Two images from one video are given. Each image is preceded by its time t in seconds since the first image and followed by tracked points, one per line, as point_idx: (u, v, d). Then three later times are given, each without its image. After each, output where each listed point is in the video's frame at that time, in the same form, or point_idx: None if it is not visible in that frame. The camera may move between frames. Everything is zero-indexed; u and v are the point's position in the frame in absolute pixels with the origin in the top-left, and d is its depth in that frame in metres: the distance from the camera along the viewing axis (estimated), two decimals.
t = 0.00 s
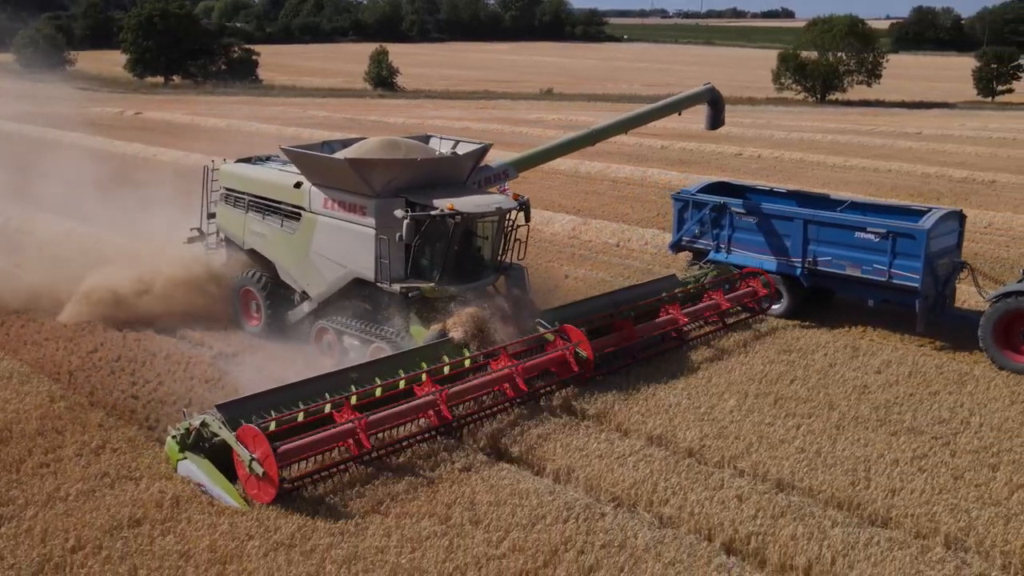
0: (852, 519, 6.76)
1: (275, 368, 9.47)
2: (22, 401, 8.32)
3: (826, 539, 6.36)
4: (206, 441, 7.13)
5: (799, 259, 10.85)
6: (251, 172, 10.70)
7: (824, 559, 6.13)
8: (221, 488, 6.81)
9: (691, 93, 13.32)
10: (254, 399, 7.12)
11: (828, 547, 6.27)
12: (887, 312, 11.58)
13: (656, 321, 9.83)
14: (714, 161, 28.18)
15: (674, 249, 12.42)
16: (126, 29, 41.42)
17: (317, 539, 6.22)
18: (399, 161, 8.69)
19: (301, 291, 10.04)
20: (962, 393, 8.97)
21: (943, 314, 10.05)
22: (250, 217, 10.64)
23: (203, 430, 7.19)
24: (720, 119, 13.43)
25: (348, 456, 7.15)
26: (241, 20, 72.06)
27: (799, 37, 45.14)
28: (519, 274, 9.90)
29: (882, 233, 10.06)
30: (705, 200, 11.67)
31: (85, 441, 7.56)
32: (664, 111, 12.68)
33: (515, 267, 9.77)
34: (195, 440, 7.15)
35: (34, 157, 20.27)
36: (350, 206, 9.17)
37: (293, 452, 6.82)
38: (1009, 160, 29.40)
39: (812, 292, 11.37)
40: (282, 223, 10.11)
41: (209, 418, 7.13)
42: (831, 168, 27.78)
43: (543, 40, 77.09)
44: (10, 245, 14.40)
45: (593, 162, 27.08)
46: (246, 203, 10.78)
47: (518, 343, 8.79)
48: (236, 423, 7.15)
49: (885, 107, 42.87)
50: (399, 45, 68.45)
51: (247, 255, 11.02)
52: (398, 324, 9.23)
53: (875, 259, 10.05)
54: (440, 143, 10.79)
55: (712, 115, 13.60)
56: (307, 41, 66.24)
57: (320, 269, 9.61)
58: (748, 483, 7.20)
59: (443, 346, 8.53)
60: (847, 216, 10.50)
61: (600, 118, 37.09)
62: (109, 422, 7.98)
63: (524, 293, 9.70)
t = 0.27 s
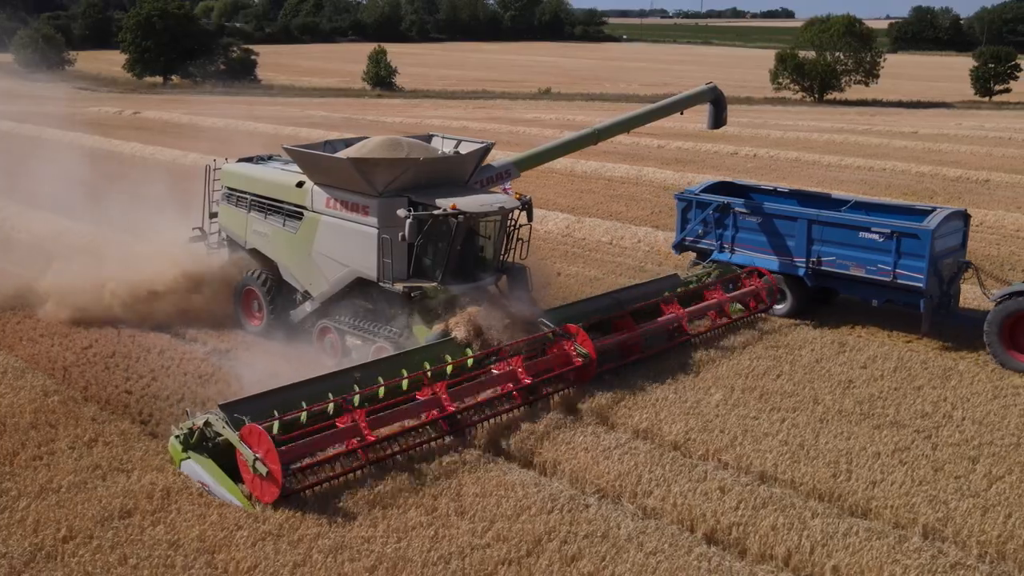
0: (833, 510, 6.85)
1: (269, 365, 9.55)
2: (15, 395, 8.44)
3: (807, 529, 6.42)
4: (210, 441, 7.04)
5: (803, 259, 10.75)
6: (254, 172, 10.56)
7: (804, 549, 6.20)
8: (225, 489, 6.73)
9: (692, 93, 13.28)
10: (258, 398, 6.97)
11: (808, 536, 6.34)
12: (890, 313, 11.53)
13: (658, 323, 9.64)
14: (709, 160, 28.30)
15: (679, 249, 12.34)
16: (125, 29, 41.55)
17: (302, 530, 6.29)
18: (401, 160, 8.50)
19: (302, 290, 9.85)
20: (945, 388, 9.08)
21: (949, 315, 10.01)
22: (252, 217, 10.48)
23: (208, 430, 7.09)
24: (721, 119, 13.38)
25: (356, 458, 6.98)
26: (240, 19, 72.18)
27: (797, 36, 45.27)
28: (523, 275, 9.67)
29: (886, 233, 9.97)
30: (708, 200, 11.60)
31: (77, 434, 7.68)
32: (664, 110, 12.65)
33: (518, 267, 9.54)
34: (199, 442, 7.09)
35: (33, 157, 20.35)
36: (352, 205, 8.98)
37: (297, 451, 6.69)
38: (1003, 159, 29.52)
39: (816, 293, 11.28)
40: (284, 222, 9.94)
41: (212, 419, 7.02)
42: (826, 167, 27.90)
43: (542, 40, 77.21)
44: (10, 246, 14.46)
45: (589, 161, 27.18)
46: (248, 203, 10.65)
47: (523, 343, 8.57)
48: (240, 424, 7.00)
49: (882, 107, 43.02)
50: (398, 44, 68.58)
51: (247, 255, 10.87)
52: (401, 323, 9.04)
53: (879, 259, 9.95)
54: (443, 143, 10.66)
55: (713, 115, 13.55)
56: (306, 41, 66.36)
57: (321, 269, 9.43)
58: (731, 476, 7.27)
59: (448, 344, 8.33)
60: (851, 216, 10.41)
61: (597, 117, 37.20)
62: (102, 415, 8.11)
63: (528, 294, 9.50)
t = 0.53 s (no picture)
0: (815, 503, 6.52)
1: (261, 361, 9.53)
2: (7, 392, 8.51)
3: (785, 521, 6.11)
4: (211, 440, 6.76)
5: (805, 258, 10.25)
6: (256, 171, 10.36)
7: (781, 540, 5.90)
8: (226, 489, 6.43)
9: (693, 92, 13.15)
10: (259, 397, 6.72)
11: (786, 529, 6.03)
12: (894, 312, 11.05)
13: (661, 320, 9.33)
14: (705, 160, 28.39)
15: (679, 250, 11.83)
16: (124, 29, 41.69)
17: (289, 522, 6.08)
18: (403, 158, 8.22)
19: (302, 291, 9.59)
20: (927, 382, 8.74)
21: (952, 315, 9.59)
22: (252, 217, 10.24)
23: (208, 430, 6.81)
24: (722, 120, 13.25)
25: (355, 459, 6.68)
26: (241, 20, 72.31)
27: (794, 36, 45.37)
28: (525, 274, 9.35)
29: (889, 232, 9.49)
30: (709, 199, 11.09)
31: (68, 428, 7.73)
32: (665, 110, 12.53)
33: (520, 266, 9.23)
34: (200, 441, 6.80)
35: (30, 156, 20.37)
36: (353, 206, 8.71)
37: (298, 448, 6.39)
38: (998, 158, 29.59)
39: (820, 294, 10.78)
40: (284, 222, 9.69)
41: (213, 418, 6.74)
42: (821, 167, 27.99)
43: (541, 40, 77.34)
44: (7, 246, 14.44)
45: (585, 160, 27.25)
46: (248, 203, 10.43)
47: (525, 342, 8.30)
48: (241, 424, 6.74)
49: (879, 106, 43.12)
50: (398, 44, 68.69)
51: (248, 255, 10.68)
52: (401, 323, 8.79)
53: (882, 259, 9.48)
54: (443, 143, 10.37)
55: (714, 116, 13.39)
56: (306, 41, 66.48)
57: (320, 269, 9.17)
58: (712, 469, 6.94)
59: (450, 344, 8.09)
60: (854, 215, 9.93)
61: (595, 117, 37.27)
62: (94, 411, 8.15)
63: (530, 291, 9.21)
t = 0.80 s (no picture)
0: (791, 495, 6.62)
1: (254, 358, 9.60)
2: None
3: (762, 512, 6.21)
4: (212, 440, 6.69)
5: (808, 259, 10.20)
6: (255, 171, 10.34)
7: (758, 531, 6.00)
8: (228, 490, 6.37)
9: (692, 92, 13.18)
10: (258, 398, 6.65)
11: (762, 520, 6.13)
12: (895, 313, 10.95)
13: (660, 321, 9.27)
14: (700, 159, 28.51)
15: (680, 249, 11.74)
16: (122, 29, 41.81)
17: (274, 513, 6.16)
18: (402, 159, 8.26)
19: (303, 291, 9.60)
20: (910, 378, 8.81)
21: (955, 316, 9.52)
22: (252, 217, 10.25)
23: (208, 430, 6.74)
24: (721, 119, 13.28)
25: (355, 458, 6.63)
26: (240, 19, 72.40)
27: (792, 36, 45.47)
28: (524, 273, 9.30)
29: (892, 232, 9.44)
30: (711, 199, 11.02)
31: (57, 423, 7.84)
32: (664, 111, 12.56)
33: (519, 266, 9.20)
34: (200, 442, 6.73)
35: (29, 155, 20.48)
36: (352, 206, 8.74)
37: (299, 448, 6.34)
38: (992, 157, 29.67)
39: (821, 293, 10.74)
40: (284, 223, 9.71)
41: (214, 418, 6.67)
42: (815, 166, 28.12)
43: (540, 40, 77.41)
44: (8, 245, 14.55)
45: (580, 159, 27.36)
46: (248, 202, 10.42)
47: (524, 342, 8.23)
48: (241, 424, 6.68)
49: (876, 106, 43.22)
50: (396, 44, 68.78)
51: (247, 255, 10.65)
52: (401, 324, 8.80)
53: (884, 260, 9.43)
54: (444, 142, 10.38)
55: (714, 115, 13.43)
56: (305, 41, 66.60)
57: (321, 269, 9.19)
58: (693, 462, 7.03)
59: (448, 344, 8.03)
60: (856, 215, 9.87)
61: (591, 117, 37.38)
62: (84, 405, 8.26)
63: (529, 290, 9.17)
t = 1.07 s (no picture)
0: (769, 490, 6.41)
1: (249, 357, 9.41)
2: None
3: (739, 506, 6.04)
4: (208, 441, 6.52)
5: (808, 259, 9.87)
6: (253, 171, 10.19)
7: (735, 523, 5.81)
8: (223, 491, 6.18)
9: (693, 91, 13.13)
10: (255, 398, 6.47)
11: (739, 514, 5.94)
12: (899, 313, 10.59)
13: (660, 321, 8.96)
14: (694, 159, 28.55)
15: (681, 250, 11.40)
16: (120, 29, 41.84)
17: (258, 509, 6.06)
18: (401, 159, 8.10)
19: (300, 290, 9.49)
20: (892, 372, 8.55)
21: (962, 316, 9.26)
22: (250, 217, 10.11)
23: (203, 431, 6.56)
24: (721, 117, 13.21)
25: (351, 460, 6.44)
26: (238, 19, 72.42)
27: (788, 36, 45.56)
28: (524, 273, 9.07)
29: (892, 232, 9.11)
30: (711, 199, 10.69)
31: (45, 417, 7.63)
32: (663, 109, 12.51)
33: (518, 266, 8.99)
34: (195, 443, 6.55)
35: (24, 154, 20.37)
36: (351, 205, 8.59)
37: (297, 449, 6.14)
38: (986, 157, 29.70)
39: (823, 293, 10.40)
40: (282, 222, 9.56)
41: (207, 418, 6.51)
42: (809, 165, 28.19)
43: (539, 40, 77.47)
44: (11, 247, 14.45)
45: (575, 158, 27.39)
46: (246, 202, 10.27)
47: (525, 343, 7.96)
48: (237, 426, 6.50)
49: (872, 106, 43.27)
50: (395, 45, 68.79)
51: (246, 255, 10.47)
52: (400, 323, 8.67)
53: (884, 260, 9.11)
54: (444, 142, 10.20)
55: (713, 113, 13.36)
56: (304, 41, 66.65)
57: (318, 269, 9.04)
58: (673, 457, 6.81)
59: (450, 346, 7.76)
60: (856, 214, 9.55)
61: (588, 117, 37.41)
62: (74, 400, 8.06)
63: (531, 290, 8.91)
